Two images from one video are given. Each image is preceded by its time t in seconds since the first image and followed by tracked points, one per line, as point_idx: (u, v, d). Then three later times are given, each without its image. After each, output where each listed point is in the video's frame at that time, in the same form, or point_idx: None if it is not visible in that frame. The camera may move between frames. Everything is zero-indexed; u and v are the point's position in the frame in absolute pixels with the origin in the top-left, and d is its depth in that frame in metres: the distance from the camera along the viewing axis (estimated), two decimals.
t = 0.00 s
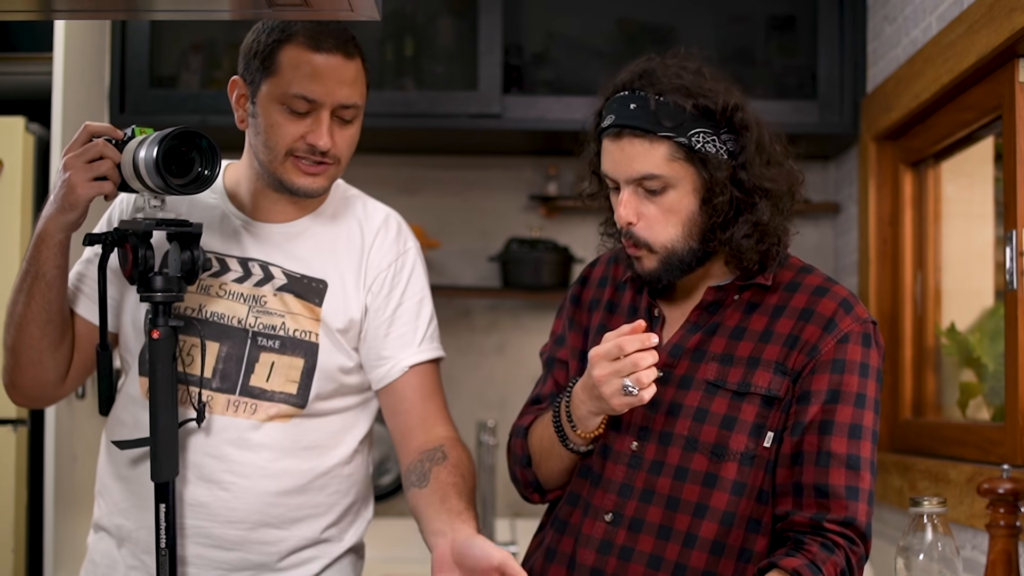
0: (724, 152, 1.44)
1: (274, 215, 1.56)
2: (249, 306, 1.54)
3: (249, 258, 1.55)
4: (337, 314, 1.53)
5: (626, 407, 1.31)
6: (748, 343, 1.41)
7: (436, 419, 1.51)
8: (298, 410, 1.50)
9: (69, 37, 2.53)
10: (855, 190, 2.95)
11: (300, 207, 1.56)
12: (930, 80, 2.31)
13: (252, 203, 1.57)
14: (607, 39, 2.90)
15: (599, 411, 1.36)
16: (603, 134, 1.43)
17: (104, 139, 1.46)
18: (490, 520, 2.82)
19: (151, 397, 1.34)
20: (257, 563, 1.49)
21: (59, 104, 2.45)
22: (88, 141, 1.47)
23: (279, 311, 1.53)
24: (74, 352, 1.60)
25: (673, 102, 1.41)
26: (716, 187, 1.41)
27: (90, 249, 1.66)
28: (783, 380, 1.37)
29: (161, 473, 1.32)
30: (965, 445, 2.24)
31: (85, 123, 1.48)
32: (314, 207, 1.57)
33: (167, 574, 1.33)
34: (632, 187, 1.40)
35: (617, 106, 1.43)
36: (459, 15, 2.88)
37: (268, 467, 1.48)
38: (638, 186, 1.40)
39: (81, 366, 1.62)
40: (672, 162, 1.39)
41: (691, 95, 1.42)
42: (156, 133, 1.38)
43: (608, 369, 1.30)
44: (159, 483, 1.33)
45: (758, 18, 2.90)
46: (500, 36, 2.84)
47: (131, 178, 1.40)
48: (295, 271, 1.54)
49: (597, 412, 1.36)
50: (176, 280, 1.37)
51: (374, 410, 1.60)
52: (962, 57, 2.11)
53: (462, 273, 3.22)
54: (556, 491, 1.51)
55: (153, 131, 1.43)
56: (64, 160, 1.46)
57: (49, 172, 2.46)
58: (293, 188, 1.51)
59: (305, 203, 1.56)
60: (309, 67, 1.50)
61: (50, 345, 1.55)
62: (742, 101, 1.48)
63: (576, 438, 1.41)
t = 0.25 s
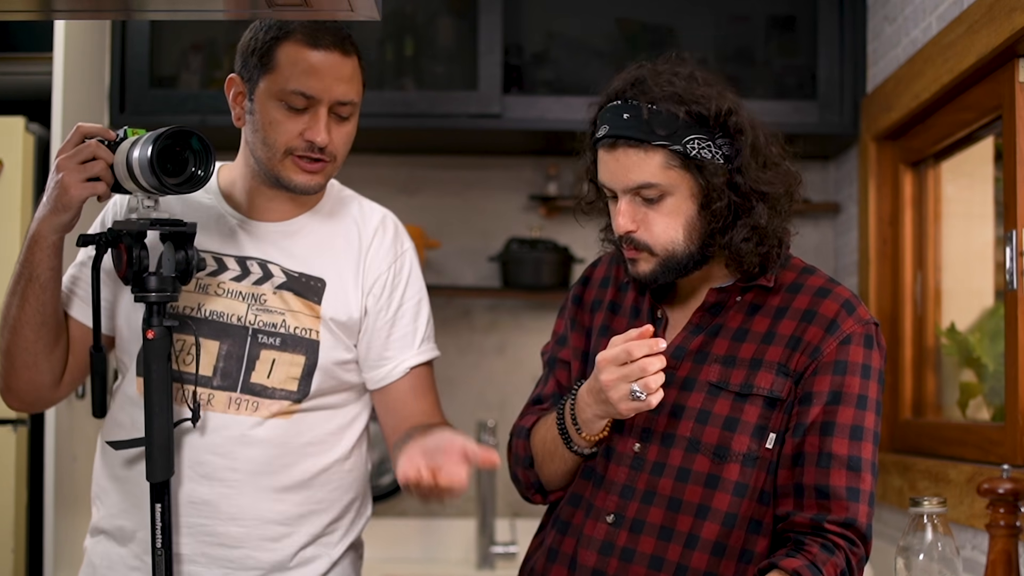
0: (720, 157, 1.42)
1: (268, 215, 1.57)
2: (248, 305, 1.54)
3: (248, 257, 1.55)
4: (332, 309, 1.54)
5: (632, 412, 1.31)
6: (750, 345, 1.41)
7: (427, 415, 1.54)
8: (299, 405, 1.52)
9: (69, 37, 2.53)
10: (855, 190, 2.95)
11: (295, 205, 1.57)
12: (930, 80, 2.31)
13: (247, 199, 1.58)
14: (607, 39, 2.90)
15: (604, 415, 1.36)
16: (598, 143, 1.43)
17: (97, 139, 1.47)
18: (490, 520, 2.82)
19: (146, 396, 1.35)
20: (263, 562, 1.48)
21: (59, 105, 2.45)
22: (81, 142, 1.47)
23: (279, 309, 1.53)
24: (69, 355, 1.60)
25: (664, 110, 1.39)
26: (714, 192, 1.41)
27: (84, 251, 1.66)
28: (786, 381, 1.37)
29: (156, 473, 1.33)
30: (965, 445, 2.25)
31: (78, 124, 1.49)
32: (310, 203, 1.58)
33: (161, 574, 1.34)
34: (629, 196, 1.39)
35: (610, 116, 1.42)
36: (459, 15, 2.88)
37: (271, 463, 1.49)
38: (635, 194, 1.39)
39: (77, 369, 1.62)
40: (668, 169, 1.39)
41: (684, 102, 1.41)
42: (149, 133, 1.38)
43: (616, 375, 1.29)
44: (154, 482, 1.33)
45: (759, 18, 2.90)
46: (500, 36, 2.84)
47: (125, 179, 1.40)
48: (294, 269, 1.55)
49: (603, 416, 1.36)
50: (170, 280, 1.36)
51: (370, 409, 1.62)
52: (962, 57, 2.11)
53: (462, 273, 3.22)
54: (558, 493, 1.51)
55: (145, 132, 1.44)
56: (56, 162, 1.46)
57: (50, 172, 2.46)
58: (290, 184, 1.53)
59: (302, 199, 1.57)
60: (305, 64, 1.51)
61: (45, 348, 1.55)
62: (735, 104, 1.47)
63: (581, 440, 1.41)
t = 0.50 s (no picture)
0: (714, 149, 1.45)
1: (272, 211, 1.61)
2: (250, 301, 1.57)
3: (248, 253, 1.58)
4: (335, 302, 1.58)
5: (629, 414, 1.31)
6: (747, 345, 1.41)
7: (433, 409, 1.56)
8: (304, 403, 1.54)
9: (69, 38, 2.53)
10: (855, 190, 2.95)
11: (295, 197, 1.61)
12: (930, 80, 2.31)
13: (249, 195, 1.60)
14: (607, 39, 2.90)
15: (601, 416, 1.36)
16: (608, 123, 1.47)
17: (89, 140, 1.48)
18: (490, 520, 2.82)
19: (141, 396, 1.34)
20: (269, 559, 1.50)
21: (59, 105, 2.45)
22: (74, 143, 1.48)
23: (280, 305, 1.56)
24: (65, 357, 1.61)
25: (661, 91, 1.44)
26: (700, 180, 1.43)
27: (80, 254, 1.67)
28: (783, 381, 1.37)
29: (151, 474, 1.33)
30: (965, 445, 2.24)
31: (70, 125, 1.50)
32: (314, 192, 1.63)
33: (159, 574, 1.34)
34: (622, 172, 1.43)
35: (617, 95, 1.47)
36: (459, 15, 2.88)
37: (276, 461, 1.52)
38: (628, 170, 1.43)
39: (73, 371, 1.62)
40: (660, 151, 1.42)
41: (683, 89, 1.44)
42: (142, 132, 1.38)
43: (612, 376, 1.29)
44: (150, 483, 1.33)
45: (759, 18, 2.90)
46: (500, 35, 2.84)
47: (118, 179, 1.40)
48: (294, 264, 1.58)
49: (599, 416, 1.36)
50: (164, 280, 1.37)
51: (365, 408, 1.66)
52: (962, 57, 2.11)
53: (462, 273, 3.22)
54: (557, 495, 1.50)
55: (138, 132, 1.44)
56: (50, 162, 1.47)
57: (50, 173, 2.46)
58: (292, 168, 1.55)
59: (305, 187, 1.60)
60: (309, 51, 1.56)
61: (42, 351, 1.55)
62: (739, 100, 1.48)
63: (578, 441, 1.41)
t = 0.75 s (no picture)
0: (698, 137, 1.43)
1: (279, 207, 1.62)
2: (257, 299, 1.57)
3: (254, 253, 1.59)
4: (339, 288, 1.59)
5: (623, 411, 1.31)
6: (745, 344, 1.41)
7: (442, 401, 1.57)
8: (314, 399, 1.54)
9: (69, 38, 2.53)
10: (855, 189, 2.95)
11: (300, 193, 1.62)
12: (930, 80, 2.31)
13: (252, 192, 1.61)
14: (607, 39, 2.90)
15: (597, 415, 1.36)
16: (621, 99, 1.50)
17: (85, 140, 1.48)
18: (490, 520, 2.82)
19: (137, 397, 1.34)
20: (276, 557, 1.50)
21: (59, 105, 2.45)
22: (69, 143, 1.48)
23: (287, 301, 1.57)
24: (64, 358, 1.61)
25: (664, 69, 1.45)
26: (678, 163, 1.42)
27: (79, 254, 1.67)
28: (781, 381, 1.37)
29: (148, 474, 1.32)
30: (965, 445, 2.24)
31: (66, 126, 1.50)
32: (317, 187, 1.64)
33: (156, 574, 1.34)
34: (619, 142, 1.46)
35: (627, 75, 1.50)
36: (459, 15, 2.88)
37: (284, 458, 1.51)
38: (624, 142, 1.46)
39: (72, 371, 1.62)
40: (651, 125, 1.43)
41: (682, 69, 1.45)
42: (137, 133, 1.39)
43: (605, 374, 1.29)
44: (146, 483, 1.33)
45: (759, 18, 2.90)
46: (500, 35, 2.84)
47: (113, 179, 1.40)
48: (299, 260, 1.60)
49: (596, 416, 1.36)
50: (160, 279, 1.37)
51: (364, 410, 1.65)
52: (962, 57, 2.11)
53: (462, 273, 3.22)
54: (553, 494, 1.51)
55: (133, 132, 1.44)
56: (44, 163, 1.47)
57: (50, 172, 2.46)
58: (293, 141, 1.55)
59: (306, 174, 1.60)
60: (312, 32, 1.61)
61: (40, 352, 1.55)
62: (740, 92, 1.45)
63: (573, 441, 1.41)
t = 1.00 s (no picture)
0: (697, 131, 1.43)
1: (281, 207, 1.63)
2: (258, 298, 1.58)
3: (255, 251, 1.59)
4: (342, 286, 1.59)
5: (621, 409, 1.31)
6: (744, 343, 1.41)
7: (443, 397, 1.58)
8: (316, 396, 1.54)
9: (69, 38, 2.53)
10: (855, 189, 2.95)
11: (302, 192, 1.63)
12: (930, 80, 2.31)
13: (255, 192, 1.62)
14: (607, 39, 2.90)
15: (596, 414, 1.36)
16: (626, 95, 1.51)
17: (87, 140, 1.48)
18: (490, 520, 2.82)
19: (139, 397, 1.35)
20: (278, 555, 1.50)
21: (59, 105, 2.45)
22: (71, 143, 1.48)
23: (287, 297, 1.57)
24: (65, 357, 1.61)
25: (666, 64, 1.46)
26: (676, 155, 1.43)
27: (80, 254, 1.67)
28: (780, 381, 1.37)
29: (149, 474, 1.32)
30: (965, 445, 2.24)
31: (68, 125, 1.50)
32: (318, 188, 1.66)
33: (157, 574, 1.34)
34: (622, 136, 1.48)
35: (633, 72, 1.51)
36: (459, 15, 2.88)
37: (285, 455, 1.51)
38: (626, 135, 1.47)
39: (73, 371, 1.62)
40: (651, 118, 1.45)
41: (683, 63, 1.46)
42: (138, 132, 1.39)
43: (602, 372, 1.30)
44: (148, 483, 1.33)
45: (759, 18, 2.90)
46: (500, 35, 2.84)
47: (115, 179, 1.40)
48: (300, 256, 1.60)
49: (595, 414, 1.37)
50: (163, 280, 1.37)
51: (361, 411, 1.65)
52: (962, 57, 2.11)
53: (462, 273, 3.22)
54: (553, 492, 1.51)
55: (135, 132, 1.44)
56: (47, 163, 1.48)
57: (50, 173, 2.46)
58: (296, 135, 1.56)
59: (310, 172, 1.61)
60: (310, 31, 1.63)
61: (42, 351, 1.55)
62: (739, 88, 1.45)
63: (573, 439, 1.41)
